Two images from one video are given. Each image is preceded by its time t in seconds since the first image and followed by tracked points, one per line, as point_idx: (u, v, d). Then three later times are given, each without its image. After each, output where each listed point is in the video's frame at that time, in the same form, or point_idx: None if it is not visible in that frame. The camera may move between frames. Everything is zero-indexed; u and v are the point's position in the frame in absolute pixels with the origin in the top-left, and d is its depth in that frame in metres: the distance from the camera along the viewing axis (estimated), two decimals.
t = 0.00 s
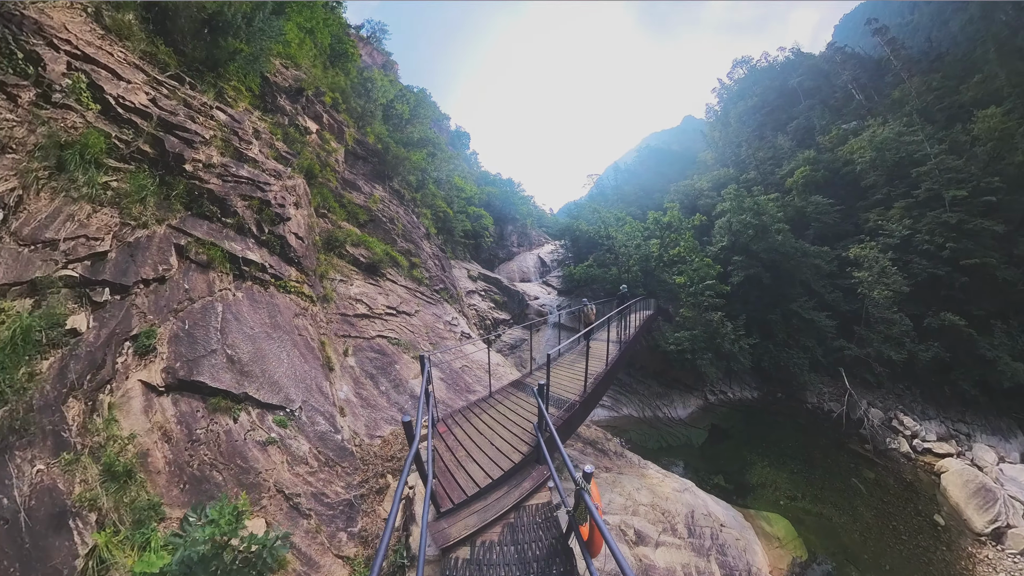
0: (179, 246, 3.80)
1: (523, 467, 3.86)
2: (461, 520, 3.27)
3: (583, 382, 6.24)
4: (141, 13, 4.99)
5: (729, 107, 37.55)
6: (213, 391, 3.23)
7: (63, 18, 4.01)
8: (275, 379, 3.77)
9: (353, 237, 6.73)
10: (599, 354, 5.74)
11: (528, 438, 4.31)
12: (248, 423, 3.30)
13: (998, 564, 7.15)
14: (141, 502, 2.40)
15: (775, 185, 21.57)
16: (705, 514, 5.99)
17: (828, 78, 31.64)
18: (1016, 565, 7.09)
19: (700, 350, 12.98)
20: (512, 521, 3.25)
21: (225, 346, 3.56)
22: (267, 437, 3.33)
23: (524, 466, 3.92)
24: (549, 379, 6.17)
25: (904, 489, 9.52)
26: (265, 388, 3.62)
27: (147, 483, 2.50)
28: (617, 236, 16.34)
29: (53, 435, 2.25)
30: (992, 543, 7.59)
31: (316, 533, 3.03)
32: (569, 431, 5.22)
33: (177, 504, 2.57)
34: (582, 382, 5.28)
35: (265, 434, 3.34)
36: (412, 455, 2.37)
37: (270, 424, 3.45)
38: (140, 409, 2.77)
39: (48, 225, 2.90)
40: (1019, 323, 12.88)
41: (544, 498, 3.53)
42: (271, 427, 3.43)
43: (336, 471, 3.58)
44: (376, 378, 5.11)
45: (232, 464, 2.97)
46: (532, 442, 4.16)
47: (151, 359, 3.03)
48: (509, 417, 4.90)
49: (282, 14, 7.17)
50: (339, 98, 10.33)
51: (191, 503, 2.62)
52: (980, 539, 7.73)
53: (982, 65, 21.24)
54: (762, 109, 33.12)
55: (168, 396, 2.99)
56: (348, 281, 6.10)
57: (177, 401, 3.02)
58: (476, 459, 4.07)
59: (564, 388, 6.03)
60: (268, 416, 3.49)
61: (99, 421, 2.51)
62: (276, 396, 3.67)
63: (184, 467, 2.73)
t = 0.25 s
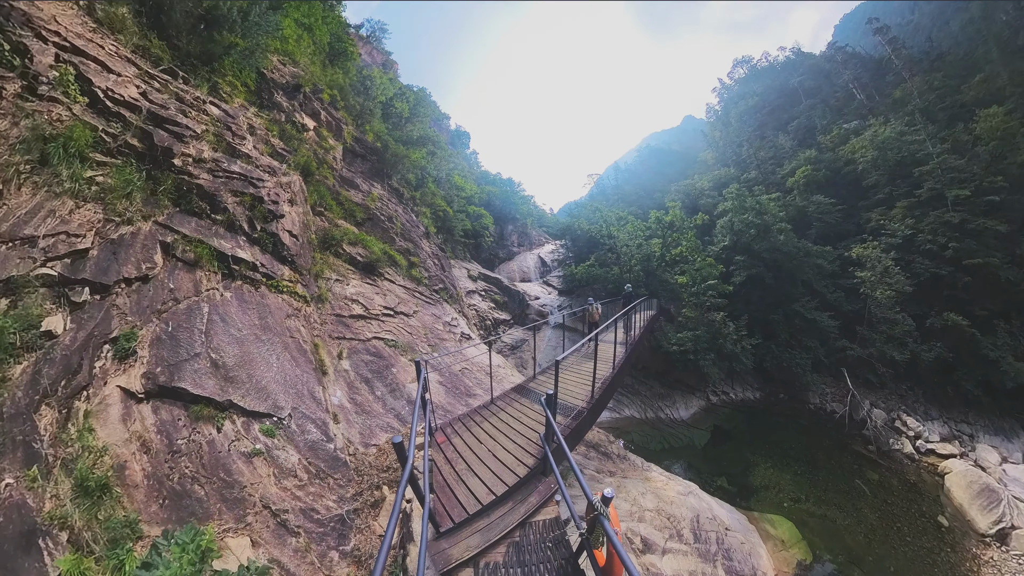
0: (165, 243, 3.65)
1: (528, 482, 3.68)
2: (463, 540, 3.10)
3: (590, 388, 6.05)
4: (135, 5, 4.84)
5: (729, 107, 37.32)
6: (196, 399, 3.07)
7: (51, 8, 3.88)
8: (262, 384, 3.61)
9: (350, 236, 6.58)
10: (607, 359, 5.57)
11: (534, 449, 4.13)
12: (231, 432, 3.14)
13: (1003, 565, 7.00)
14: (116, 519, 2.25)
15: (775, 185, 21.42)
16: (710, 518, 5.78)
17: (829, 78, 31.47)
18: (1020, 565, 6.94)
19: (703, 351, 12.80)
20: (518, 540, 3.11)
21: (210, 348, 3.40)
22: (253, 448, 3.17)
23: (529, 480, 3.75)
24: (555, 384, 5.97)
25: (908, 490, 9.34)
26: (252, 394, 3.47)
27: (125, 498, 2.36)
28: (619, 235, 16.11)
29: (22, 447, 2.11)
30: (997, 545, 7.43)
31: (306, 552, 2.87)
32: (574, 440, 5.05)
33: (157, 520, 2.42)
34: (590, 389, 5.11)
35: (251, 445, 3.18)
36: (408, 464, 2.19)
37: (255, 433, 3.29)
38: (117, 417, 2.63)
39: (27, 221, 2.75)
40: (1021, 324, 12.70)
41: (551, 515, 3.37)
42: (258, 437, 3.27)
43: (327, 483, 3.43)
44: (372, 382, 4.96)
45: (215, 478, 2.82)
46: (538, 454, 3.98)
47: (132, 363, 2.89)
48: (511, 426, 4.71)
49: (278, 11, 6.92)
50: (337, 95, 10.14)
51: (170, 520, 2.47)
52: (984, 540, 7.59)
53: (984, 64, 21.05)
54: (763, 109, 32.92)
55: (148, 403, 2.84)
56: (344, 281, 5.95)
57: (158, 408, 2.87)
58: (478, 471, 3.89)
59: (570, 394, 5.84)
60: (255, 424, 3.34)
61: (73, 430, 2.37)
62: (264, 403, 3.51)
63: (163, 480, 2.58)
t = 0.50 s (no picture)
0: (149, 240, 3.50)
1: (537, 496, 3.45)
2: (469, 561, 2.88)
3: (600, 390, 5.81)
4: None
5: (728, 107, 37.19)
6: (176, 408, 2.92)
7: None
8: (249, 390, 3.45)
9: (346, 234, 6.43)
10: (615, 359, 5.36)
11: (541, 460, 3.90)
12: (214, 443, 2.98)
13: (1006, 565, 6.84)
14: (89, 541, 2.16)
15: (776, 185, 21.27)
16: (714, 520, 5.61)
17: (829, 78, 31.29)
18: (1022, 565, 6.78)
19: (704, 351, 12.66)
20: (527, 559, 2.90)
21: (194, 352, 3.24)
22: (238, 461, 3.02)
23: (538, 493, 3.53)
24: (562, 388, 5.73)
25: (910, 490, 9.18)
26: (238, 400, 3.32)
27: (99, 517, 2.27)
28: (620, 234, 15.93)
29: None
30: (999, 545, 7.26)
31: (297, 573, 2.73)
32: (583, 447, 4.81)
33: (135, 541, 2.32)
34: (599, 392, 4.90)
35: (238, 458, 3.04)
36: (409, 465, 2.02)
37: (240, 443, 3.13)
38: (93, 427, 2.51)
39: (4, 215, 2.60)
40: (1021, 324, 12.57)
41: (562, 530, 3.17)
42: (244, 449, 3.11)
43: (320, 497, 3.29)
44: (368, 387, 4.81)
45: (198, 494, 2.68)
46: (546, 465, 3.76)
47: (109, 368, 2.75)
48: (517, 434, 4.49)
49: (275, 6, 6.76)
50: (335, 91, 9.95)
51: (149, 540, 2.36)
52: (987, 540, 7.41)
53: (985, 64, 20.85)
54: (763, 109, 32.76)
55: (126, 412, 2.71)
56: (340, 280, 5.80)
57: (137, 418, 2.74)
58: (482, 485, 3.65)
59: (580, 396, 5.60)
60: (241, 435, 3.19)
61: (44, 440, 2.24)
62: (251, 411, 3.36)
63: (142, 497, 2.47)
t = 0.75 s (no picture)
0: (128, 235, 3.32)
1: (548, 519, 3.15)
2: None
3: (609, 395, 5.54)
4: None
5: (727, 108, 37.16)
6: (148, 420, 2.72)
7: None
8: (230, 399, 3.26)
9: (340, 232, 6.24)
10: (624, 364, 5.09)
11: (550, 477, 3.59)
12: (192, 458, 2.78)
13: (1007, 565, 6.72)
14: (52, 572, 1.99)
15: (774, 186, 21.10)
16: (718, 523, 5.47)
17: (827, 79, 31.19)
18: None
19: (705, 352, 12.53)
20: None
21: (170, 358, 3.05)
22: (218, 479, 2.82)
23: (547, 514, 3.23)
24: (568, 394, 5.47)
25: (911, 490, 9.01)
26: (219, 409, 3.14)
27: (66, 543, 2.09)
28: (620, 233, 15.77)
29: None
30: (1000, 544, 7.14)
31: None
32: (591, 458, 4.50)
33: (104, 569, 2.14)
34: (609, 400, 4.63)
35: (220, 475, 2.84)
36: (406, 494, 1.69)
37: (220, 459, 2.93)
38: (58, 442, 2.33)
39: None
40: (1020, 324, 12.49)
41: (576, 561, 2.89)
42: (224, 466, 2.91)
43: (309, 518, 3.10)
44: (361, 394, 4.62)
45: (175, 516, 2.49)
46: (555, 483, 3.46)
47: (78, 376, 2.58)
48: (522, 445, 4.21)
49: None
50: (332, 86, 9.75)
51: (120, 569, 2.18)
52: (988, 539, 7.29)
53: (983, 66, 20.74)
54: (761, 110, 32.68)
55: (96, 425, 2.53)
56: (333, 280, 5.61)
57: (106, 431, 2.55)
58: (485, 505, 3.33)
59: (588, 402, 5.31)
60: (220, 450, 2.98)
61: (3, 458, 2.07)
62: (234, 422, 3.17)
63: (112, 520, 2.28)
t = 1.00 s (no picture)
0: (103, 230, 3.13)
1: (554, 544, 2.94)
2: None
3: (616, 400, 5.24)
4: None
5: (725, 110, 37.14)
6: (112, 429, 2.52)
7: None
8: (206, 405, 3.05)
9: (333, 228, 6.05)
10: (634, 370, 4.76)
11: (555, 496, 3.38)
12: (160, 472, 2.60)
13: (1008, 562, 6.60)
14: None
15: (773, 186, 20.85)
16: (722, 526, 5.34)
17: (824, 82, 31.12)
18: None
19: (705, 352, 12.37)
20: None
21: (141, 361, 2.84)
22: (190, 495, 2.61)
23: (551, 537, 3.03)
24: (572, 401, 5.18)
25: (912, 489, 8.85)
26: (192, 417, 2.93)
27: (23, 564, 1.92)
28: (620, 233, 15.62)
29: None
30: (1001, 542, 7.02)
31: None
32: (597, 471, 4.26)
33: None
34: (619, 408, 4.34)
35: (194, 489, 2.66)
36: (376, 533, 1.33)
37: (191, 473, 2.72)
38: (18, 451, 2.14)
39: None
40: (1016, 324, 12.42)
41: None
42: (195, 480, 2.70)
43: (288, 539, 2.88)
44: (350, 399, 4.45)
45: (141, 537, 2.30)
46: (560, 504, 3.24)
47: (41, 380, 2.39)
48: (526, 459, 3.93)
49: None
50: (328, 81, 9.51)
51: None
52: (989, 537, 7.17)
53: (980, 69, 20.62)
54: (759, 112, 32.56)
55: (59, 433, 2.35)
56: (324, 278, 5.43)
57: (70, 440, 2.37)
58: (485, 525, 3.10)
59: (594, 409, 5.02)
60: (191, 462, 2.77)
61: None
62: (208, 432, 2.95)
63: (73, 539, 2.11)
